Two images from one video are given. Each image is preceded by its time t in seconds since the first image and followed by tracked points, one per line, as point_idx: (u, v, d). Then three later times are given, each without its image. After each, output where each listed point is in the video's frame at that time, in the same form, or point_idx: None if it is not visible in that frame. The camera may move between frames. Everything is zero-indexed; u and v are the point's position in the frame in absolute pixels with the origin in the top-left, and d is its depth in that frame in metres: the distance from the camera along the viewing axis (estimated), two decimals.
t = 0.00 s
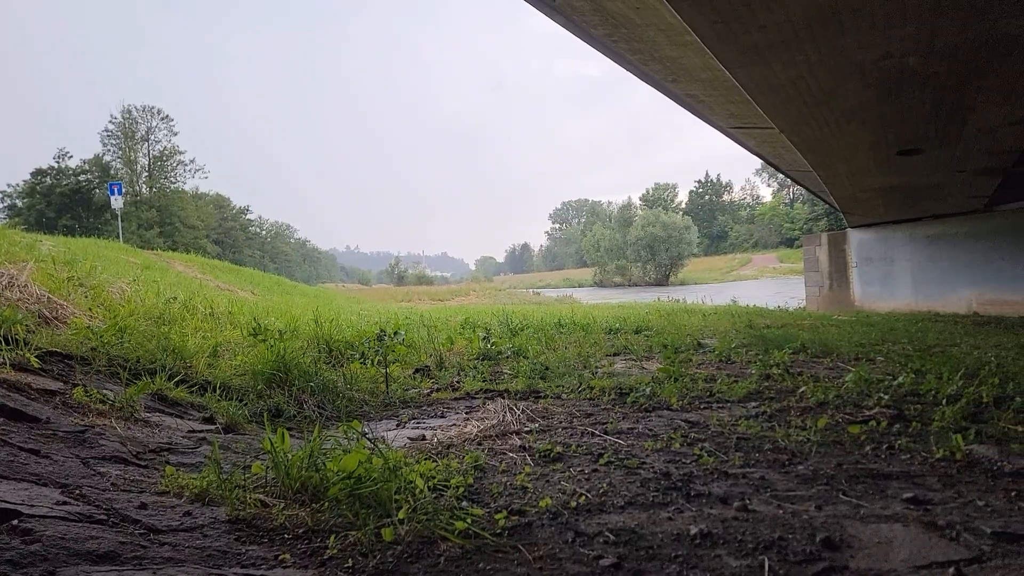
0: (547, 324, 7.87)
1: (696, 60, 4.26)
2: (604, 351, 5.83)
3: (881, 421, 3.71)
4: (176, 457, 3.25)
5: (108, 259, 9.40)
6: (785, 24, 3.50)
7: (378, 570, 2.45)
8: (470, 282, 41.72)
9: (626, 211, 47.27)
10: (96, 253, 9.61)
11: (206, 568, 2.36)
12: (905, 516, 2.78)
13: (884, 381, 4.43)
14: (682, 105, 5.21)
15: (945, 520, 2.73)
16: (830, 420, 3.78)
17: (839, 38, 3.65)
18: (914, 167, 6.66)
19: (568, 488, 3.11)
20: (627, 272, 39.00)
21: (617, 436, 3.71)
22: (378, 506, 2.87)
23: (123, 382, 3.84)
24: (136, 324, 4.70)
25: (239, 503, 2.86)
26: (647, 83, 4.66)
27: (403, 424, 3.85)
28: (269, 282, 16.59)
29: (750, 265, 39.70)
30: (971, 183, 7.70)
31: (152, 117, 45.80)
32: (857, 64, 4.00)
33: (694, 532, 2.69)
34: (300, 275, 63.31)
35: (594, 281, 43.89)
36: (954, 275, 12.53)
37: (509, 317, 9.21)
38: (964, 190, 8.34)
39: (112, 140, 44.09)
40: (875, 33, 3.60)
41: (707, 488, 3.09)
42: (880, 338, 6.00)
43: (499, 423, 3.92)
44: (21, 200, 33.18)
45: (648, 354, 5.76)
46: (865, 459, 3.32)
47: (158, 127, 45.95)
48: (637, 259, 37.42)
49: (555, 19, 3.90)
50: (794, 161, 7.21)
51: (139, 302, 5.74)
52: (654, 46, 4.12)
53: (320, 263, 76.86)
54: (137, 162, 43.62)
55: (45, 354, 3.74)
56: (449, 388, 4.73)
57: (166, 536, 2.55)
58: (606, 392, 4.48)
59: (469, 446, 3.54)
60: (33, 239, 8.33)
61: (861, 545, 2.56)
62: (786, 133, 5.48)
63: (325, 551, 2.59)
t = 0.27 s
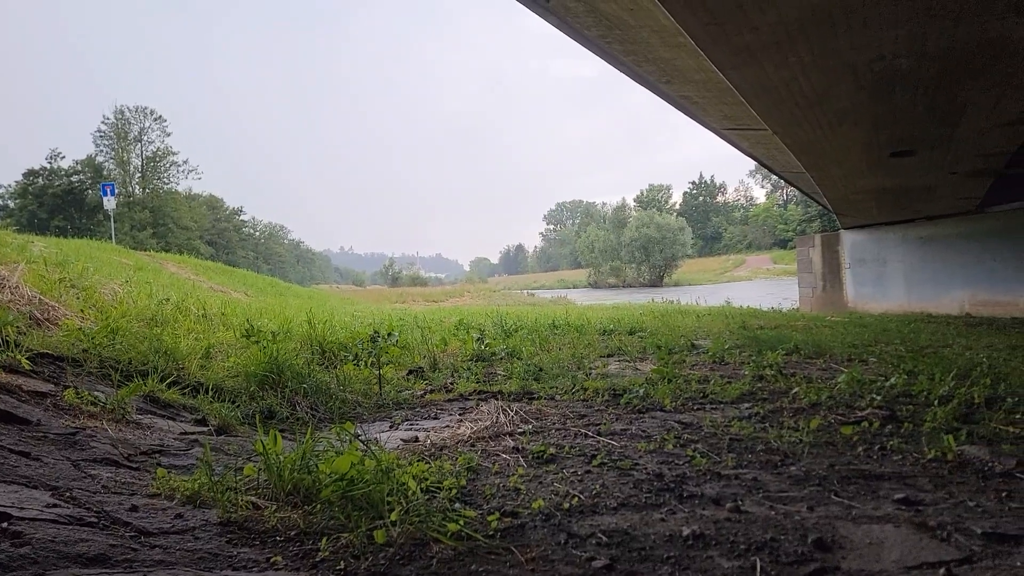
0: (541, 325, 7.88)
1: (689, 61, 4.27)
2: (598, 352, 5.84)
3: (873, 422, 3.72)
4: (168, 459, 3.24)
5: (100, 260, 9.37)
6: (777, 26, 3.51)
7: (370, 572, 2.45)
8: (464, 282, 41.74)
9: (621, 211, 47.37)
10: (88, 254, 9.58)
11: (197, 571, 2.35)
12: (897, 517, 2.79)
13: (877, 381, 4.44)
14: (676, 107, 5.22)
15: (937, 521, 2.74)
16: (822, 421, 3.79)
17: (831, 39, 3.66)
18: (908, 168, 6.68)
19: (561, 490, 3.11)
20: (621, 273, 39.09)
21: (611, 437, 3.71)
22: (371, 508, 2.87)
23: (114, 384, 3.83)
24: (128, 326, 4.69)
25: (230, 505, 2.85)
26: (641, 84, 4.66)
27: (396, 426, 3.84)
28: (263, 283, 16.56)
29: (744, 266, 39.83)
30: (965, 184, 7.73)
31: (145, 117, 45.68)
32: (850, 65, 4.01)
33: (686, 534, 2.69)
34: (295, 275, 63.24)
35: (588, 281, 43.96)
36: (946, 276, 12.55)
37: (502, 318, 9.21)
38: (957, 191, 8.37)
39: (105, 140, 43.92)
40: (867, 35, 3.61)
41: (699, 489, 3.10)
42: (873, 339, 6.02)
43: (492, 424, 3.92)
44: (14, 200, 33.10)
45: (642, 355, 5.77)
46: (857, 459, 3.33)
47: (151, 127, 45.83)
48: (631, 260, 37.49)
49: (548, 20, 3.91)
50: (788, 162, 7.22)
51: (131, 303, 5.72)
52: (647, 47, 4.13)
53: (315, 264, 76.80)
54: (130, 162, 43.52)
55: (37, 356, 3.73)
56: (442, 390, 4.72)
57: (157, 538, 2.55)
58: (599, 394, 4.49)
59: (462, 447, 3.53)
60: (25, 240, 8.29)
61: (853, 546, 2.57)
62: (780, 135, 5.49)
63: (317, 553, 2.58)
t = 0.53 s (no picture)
0: (535, 326, 7.88)
1: (683, 63, 4.28)
2: (592, 353, 5.85)
3: (866, 422, 3.73)
4: (160, 460, 3.23)
5: (93, 260, 9.33)
6: (771, 28, 3.53)
7: (361, 573, 2.44)
8: (459, 283, 41.73)
9: (616, 212, 47.48)
10: (81, 254, 9.55)
11: (188, 572, 2.34)
12: (888, 517, 2.80)
13: (870, 382, 4.46)
14: (670, 108, 5.23)
15: (928, 521, 2.75)
16: (816, 421, 3.80)
17: (825, 41, 3.68)
18: (902, 170, 6.72)
19: (554, 490, 3.11)
20: (616, 274, 39.19)
21: (604, 438, 3.71)
22: (364, 509, 2.86)
23: (106, 384, 3.81)
24: (120, 326, 4.67)
25: (223, 506, 2.84)
26: (635, 85, 4.67)
27: (389, 426, 3.83)
28: (256, 284, 16.52)
29: (737, 267, 39.99)
30: (958, 186, 7.76)
31: (138, 117, 45.52)
32: (843, 67, 4.03)
33: (679, 534, 2.70)
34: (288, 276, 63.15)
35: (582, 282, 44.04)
36: (939, 277, 12.59)
37: (496, 319, 9.22)
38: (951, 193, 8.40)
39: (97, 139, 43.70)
40: (861, 37, 3.63)
41: (692, 489, 3.10)
42: (866, 340, 6.05)
43: (486, 425, 3.92)
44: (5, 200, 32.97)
45: (636, 356, 5.77)
46: (849, 460, 3.34)
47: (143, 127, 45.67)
48: (625, 261, 37.61)
49: (543, 21, 3.91)
50: (781, 163, 7.25)
51: (124, 303, 5.71)
52: (642, 49, 4.13)
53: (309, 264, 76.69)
54: (122, 162, 43.39)
55: (28, 356, 3.71)
56: (436, 390, 4.71)
57: (149, 539, 2.54)
58: (594, 394, 4.49)
59: (456, 448, 3.52)
60: (17, 240, 8.26)
61: (845, 546, 2.58)
62: (773, 136, 5.51)
63: (310, 554, 2.58)
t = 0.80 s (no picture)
0: (529, 326, 7.88)
1: (677, 64, 4.29)
2: (586, 354, 5.86)
3: (858, 423, 3.75)
4: (152, 462, 3.22)
5: (85, 261, 9.31)
6: (764, 30, 3.54)
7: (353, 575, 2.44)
8: (454, 284, 41.72)
9: (610, 213, 47.60)
10: (73, 255, 9.52)
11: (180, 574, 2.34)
12: (879, 518, 2.81)
13: (862, 383, 4.48)
14: (664, 109, 5.24)
15: (918, 521, 2.77)
16: (808, 422, 3.81)
17: (817, 43, 3.69)
18: (895, 171, 6.74)
19: (547, 492, 3.11)
20: (610, 275, 39.30)
21: (597, 439, 3.72)
22: (356, 511, 2.86)
23: (98, 386, 3.80)
24: (112, 327, 4.66)
25: (215, 508, 2.84)
26: (629, 87, 4.68)
27: (383, 428, 3.83)
28: (250, 285, 16.47)
29: (730, 267, 40.18)
30: (952, 187, 7.79)
31: (130, 117, 45.37)
32: (836, 69, 4.04)
33: (671, 535, 2.71)
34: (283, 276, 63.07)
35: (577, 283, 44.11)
36: (931, 279, 12.62)
37: (490, 320, 9.21)
38: (945, 194, 8.43)
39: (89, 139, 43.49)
40: (853, 39, 3.64)
41: (685, 490, 3.11)
42: (858, 341, 6.06)
43: (479, 426, 3.92)
44: None
45: (629, 357, 5.79)
46: (841, 461, 3.35)
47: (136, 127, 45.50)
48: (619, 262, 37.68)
49: (537, 22, 3.92)
50: (775, 164, 7.26)
51: (116, 304, 5.69)
52: (635, 50, 4.14)
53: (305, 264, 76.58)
54: (114, 162, 43.24)
55: (19, 358, 3.70)
56: (430, 391, 4.71)
57: (140, 541, 2.53)
58: (587, 395, 4.50)
59: (449, 449, 3.53)
60: (9, 241, 8.23)
61: (836, 547, 2.59)
62: (767, 138, 5.53)
63: (302, 556, 2.58)
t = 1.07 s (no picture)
0: (523, 327, 7.88)
1: (671, 66, 4.29)
2: (580, 355, 5.86)
3: (849, 425, 3.76)
4: (143, 464, 3.22)
5: (77, 261, 9.27)
6: (757, 32, 3.54)
7: None
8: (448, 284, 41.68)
9: (604, 214, 47.72)
10: (64, 255, 9.49)
11: None
12: (869, 519, 2.82)
13: (854, 384, 4.49)
14: (658, 110, 5.24)
15: (908, 522, 2.78)
16: (799, 424, 3.82)
17: (810, 46, 3.69)
18: (889, 172, 6.76)
19: (540, 494, 3.12)
20: (604, 277, 39.39)
21: (590, 440, 3.73)
22: (348, 513, 2.87)
23: (90, 387, 3.79)
24: (104, 328, 4.65)
25: (206, 510, 2.84)
26: (623, 88, 4.68)
27: (375, 429, 3.82)
28: (243, 286, 16.42)
29: (723, 269, 40.37)
30: (945, 189, 7.81)
31: (122, 117, 45.16)
32: (829, 72, 4.05)
33: (663, 536, 2.71)
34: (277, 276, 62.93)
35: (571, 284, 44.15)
36: (923, 281, 12.64)
37: (484, 321, 9.21)
38: (939, 195, 8.46)
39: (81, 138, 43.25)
40: (846, 42, 3.65)
41: (677, 492, 3.12)
42: (851, 342, 6.08)
43: (472, 428, 3.92)
44: None
45: (623, 358, 5.79)
46: (832, 462, 3.36)
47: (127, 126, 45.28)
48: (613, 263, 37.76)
49: (531, 23, 3.91)
50: (770, 166, 7.27)
51: (108, 304, 5.68)
52: (629, 52, 4.14)
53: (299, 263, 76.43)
54: (106, 162, 43.03)
55: (10, 359, 3.68)
56: (423, 393, 4.71)
57: (131, 544, 2.53)
58: (580, 396, 4.50)
59: (442, 451, 3.53)
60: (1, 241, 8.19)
61: (826, 548, 2.60)
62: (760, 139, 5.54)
63: (293, 558, 2.58)
